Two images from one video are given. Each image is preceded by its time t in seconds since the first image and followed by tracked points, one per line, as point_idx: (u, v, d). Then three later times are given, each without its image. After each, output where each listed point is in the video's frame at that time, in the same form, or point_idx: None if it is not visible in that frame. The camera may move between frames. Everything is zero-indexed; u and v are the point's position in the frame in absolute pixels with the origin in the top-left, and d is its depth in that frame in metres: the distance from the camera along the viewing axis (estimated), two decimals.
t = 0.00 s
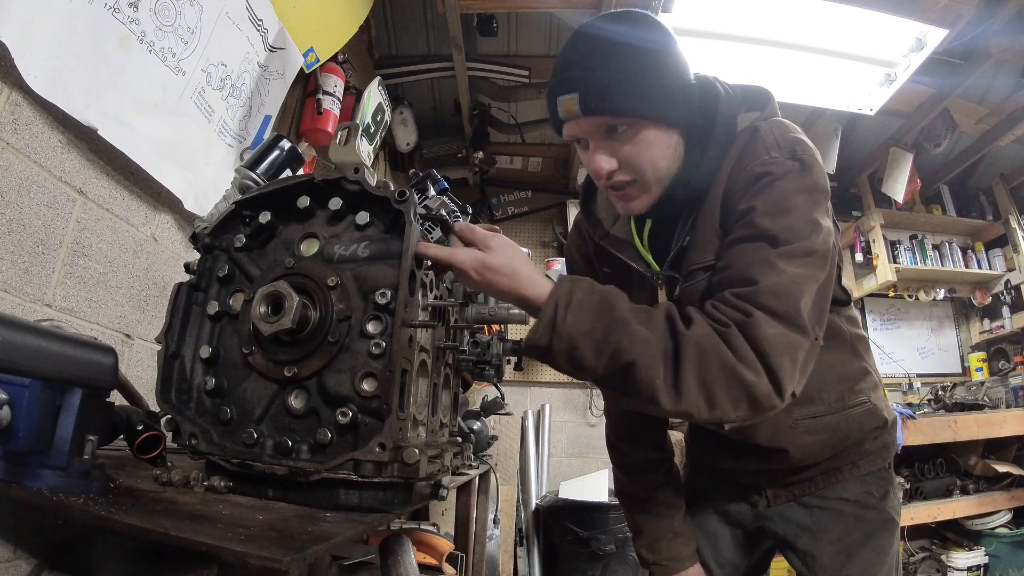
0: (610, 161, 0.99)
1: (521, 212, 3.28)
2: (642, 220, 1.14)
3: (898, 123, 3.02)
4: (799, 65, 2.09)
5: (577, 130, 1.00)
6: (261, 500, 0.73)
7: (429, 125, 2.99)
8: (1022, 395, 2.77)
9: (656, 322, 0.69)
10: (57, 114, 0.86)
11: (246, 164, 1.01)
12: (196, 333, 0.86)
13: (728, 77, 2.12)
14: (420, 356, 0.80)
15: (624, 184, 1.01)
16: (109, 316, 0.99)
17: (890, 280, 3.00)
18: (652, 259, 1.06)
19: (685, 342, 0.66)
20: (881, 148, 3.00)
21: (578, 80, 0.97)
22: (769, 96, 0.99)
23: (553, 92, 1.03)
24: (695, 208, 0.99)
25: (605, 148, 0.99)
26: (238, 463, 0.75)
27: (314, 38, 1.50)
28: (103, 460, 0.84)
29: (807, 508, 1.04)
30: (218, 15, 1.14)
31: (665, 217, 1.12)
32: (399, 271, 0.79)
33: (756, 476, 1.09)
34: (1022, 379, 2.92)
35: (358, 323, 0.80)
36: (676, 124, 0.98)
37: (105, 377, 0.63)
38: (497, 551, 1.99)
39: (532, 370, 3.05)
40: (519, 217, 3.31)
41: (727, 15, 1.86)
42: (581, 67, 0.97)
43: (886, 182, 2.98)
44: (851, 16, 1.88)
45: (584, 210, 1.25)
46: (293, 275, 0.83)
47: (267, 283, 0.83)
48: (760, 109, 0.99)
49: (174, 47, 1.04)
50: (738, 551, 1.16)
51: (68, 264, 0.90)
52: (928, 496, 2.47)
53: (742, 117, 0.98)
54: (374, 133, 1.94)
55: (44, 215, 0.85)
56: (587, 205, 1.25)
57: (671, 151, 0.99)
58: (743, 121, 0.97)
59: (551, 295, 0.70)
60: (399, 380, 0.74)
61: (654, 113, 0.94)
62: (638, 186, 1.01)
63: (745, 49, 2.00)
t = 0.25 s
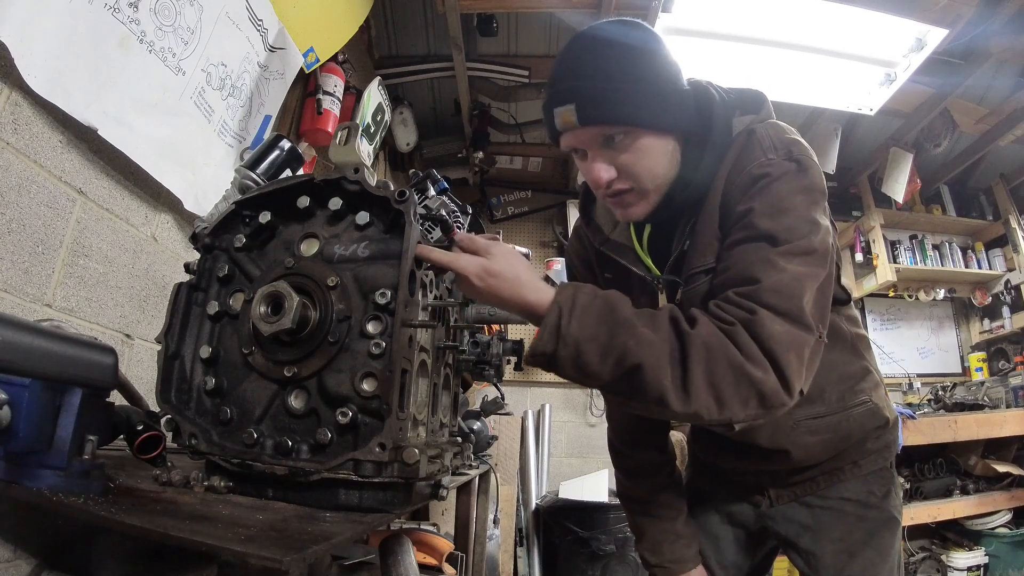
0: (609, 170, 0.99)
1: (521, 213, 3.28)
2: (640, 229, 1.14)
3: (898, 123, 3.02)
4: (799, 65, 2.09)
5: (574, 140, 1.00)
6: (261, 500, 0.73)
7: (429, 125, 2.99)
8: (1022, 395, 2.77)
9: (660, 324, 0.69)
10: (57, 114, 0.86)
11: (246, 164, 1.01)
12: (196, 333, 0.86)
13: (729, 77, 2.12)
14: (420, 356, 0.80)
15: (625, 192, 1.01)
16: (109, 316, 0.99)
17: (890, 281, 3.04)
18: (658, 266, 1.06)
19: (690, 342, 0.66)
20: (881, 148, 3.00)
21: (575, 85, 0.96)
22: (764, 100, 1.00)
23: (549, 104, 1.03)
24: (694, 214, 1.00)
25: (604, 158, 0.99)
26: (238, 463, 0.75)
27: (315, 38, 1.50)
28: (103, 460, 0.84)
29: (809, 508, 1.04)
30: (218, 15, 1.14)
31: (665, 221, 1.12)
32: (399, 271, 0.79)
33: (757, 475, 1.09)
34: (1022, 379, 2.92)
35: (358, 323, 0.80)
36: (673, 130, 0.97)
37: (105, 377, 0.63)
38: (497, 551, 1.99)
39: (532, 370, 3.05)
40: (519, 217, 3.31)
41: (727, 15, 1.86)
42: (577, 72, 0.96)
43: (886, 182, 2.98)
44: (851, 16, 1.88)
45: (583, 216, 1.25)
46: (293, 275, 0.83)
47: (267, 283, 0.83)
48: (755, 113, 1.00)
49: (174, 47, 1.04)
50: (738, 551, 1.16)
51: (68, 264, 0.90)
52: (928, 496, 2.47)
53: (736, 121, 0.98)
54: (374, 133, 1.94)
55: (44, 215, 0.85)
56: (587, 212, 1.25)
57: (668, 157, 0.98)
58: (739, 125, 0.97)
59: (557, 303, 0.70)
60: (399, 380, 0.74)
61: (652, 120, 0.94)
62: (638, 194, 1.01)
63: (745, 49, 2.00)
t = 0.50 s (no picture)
0: (615, 167, 0.99)
1: (521, 213, 3.28)
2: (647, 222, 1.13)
3: (898, 123, 3.02)
4: (800, 65, 2.10)
5: (580, 133, 1.00)
6: (261, 500, 0.73)
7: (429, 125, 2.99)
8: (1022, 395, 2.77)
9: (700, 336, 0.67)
10: (57, 115, 0.86)
11: (246, 163, 1.01)
12: (196, 333, 0.86)
13: (729, 76, 2.12)
14: (420, 356, 0.80)
15: (629, 188, 1.02)
16: (109, 316, 0.99)
17: (890, 280, 3.02)
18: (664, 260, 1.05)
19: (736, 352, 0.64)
20: (881, 147, 3.00)
21: (582, 79, 0.96)
22: (772, 96, 1.00)
23: (554, 97, 1.02)
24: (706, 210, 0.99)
25: (610, 152, 0.99)
26: (238, 463, 0.75)
27: (315, 38, 1.50)
28: (103, 460, 0.84)
29: (813, 508, 1.04)
30: (218, 15, 1.14)
31: (672, 216, 1.11)
32: (399, 271, 0.79)
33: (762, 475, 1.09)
34: (1022, 378, 2.92)
35: (358, 323, 0.80)
36: (680, 125, 0.98)
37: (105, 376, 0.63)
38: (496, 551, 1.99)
39: (532, 370, 3.05)
40: (519, 217, 3.30)
41: (727, 15, 1.86)
42: (585, 66, 0.96)
43: (886, 182, 2.98)
44: (851, 16, 1.88)
45: (587, 212, 1.24)
46: (293, 275, 0.83)
47: (267, 283, 0.83)
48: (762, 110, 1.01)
49: (174, 47, 1.04)
50: (739, 552, 1.17)
51: (68, 264, 0.90)
52: (928, 496, 2.47)
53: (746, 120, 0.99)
54: (374, 133, 1.94)
55: (44, 215, 0.85)
56: (591, 206, 1.24)
57: (676, 153, 0.99)
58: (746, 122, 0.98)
59: (615, 320, 0.64)
60: (399, 380, 0.74)
61: (659, 116, 0.94)
62: (643, 190, 1.02)
63: (745, 49, 2.00)
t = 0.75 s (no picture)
0: (620, 105, 0.95)
1: (521, 213, 3.28)
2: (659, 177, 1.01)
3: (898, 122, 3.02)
4: (800, 65, 2.10)
5: (587, 80, 0.98)
6: (261, 500, 0.73)
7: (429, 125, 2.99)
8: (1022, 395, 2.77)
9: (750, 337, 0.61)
10: (57, 115, 0.86)
11: (246, 163, 1.01)
12: (196, 333, 0.86)
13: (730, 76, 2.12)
14: (420, 356, 0.80)
15: (637, 133, 0.97)
16: (109, 316, 0.99)
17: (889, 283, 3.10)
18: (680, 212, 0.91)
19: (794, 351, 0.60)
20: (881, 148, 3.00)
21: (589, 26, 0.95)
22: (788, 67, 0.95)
23: (574, 50, 0.97)
24: (731, 163, 0.88)
25: (615, 96, 0.96)
26: (238, 463, 0.75)
27: (315, 38, 1.50)
28: (102, 460, 0.84)
29: (829, 509, 0.88)
30: (218, 15, 1.14)
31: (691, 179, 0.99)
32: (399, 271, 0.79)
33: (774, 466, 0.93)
34: (1022, 378, 2.92)
35: (358, 323, 0.80)
36: (686, 72, 0.96)
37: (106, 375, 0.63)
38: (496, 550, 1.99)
39: (532, 370, 3.04)
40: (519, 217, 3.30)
41: (727, 15, 1.86)
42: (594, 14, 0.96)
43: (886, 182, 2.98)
44: (851, 16, 1.88)
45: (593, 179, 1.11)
46: (293, 275, 0.83)
47: (267, 283, 0.83)
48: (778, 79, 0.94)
49: (174, 47, 1.04)
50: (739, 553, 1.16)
51: (68, 264, 0.90)
52: (928, 496, 2.48)
53: (752, 83, 0.94)
54: (374, 133, 1.94)
55: (44, 215, 0.85)
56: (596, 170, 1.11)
57: (681, 98, 0.96)
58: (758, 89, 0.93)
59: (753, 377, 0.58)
60: (399, 380, 0.74)
61: (663, 57, 0.93)
62: (651, 133, 0.96)
63: (745, 49, 2.01)
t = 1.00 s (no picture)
0: (662, 40, 1.00)
1: (521, 212, 3.28)
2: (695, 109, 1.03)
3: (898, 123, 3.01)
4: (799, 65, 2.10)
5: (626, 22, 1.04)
6: (261, 500, 0.73)
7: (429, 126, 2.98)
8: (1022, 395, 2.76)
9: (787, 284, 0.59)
10: (57, 115, 0.86)
11: (246, 163, 1.01)
12: (196, 333, 0.86)
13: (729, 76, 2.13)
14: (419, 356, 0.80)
15: (679, 66, 1.00)
16: (109, 316, 0.99)
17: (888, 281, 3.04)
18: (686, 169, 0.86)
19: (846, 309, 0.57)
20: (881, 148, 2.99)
21: None
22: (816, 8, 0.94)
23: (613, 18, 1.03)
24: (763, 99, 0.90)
25: (654, 32, 1.01)
26: (238, 463, 0.75)
27: (315, 38, 1.50)
28: (102, 460, 0.84)
29: (863, 512, 0.81)
30: (218, 15, 1.14)
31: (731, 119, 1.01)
32: (399, 271, 0.79)
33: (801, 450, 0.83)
34: (1022, 378, 2.92)
35: (358, 323, 0.80)
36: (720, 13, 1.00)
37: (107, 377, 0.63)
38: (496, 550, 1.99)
39: (532, 370, 3.04)
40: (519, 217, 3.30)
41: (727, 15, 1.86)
42: None
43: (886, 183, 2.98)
44: (851, 16, 1.88)
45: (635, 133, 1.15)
46: (293, 275, 0.83)
47: (267, 283, 0.83)
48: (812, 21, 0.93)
49: (174, 47, 1.04)
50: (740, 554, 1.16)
51: (69, 264, 0.90)
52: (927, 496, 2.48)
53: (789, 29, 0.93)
54: (374, 133, 1.94)
55: (44, 215, 0.85)
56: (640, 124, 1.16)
57: (715, 30, 0.99)
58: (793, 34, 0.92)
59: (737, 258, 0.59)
60: (399, 380, 0.74)
61: None
62: (692, 67, 1.00)
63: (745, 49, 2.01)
